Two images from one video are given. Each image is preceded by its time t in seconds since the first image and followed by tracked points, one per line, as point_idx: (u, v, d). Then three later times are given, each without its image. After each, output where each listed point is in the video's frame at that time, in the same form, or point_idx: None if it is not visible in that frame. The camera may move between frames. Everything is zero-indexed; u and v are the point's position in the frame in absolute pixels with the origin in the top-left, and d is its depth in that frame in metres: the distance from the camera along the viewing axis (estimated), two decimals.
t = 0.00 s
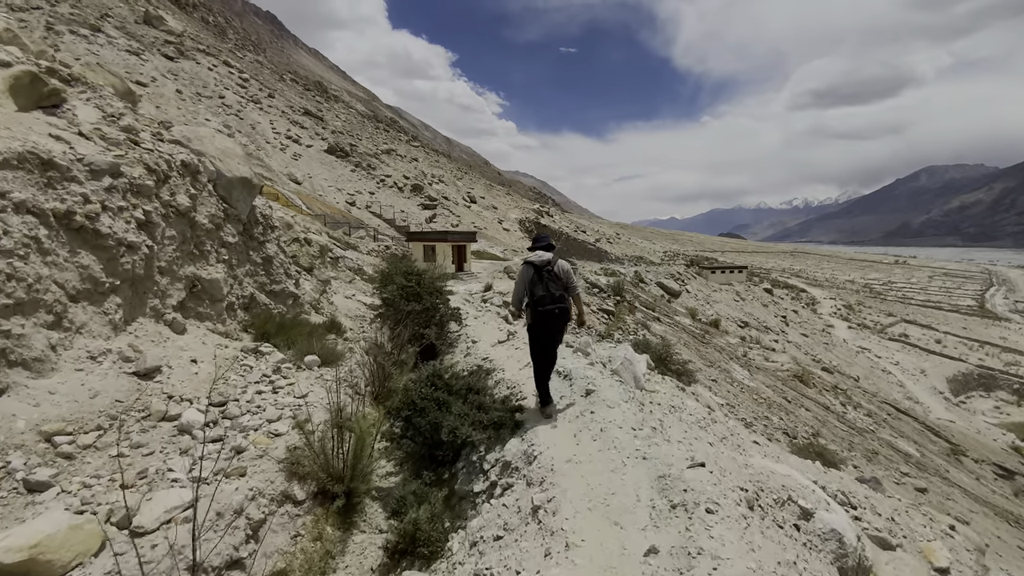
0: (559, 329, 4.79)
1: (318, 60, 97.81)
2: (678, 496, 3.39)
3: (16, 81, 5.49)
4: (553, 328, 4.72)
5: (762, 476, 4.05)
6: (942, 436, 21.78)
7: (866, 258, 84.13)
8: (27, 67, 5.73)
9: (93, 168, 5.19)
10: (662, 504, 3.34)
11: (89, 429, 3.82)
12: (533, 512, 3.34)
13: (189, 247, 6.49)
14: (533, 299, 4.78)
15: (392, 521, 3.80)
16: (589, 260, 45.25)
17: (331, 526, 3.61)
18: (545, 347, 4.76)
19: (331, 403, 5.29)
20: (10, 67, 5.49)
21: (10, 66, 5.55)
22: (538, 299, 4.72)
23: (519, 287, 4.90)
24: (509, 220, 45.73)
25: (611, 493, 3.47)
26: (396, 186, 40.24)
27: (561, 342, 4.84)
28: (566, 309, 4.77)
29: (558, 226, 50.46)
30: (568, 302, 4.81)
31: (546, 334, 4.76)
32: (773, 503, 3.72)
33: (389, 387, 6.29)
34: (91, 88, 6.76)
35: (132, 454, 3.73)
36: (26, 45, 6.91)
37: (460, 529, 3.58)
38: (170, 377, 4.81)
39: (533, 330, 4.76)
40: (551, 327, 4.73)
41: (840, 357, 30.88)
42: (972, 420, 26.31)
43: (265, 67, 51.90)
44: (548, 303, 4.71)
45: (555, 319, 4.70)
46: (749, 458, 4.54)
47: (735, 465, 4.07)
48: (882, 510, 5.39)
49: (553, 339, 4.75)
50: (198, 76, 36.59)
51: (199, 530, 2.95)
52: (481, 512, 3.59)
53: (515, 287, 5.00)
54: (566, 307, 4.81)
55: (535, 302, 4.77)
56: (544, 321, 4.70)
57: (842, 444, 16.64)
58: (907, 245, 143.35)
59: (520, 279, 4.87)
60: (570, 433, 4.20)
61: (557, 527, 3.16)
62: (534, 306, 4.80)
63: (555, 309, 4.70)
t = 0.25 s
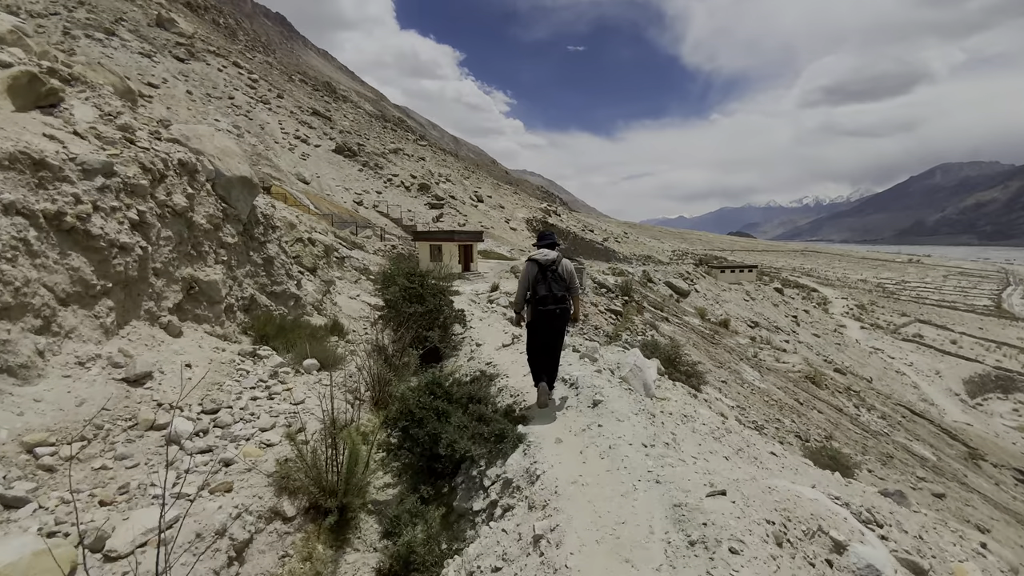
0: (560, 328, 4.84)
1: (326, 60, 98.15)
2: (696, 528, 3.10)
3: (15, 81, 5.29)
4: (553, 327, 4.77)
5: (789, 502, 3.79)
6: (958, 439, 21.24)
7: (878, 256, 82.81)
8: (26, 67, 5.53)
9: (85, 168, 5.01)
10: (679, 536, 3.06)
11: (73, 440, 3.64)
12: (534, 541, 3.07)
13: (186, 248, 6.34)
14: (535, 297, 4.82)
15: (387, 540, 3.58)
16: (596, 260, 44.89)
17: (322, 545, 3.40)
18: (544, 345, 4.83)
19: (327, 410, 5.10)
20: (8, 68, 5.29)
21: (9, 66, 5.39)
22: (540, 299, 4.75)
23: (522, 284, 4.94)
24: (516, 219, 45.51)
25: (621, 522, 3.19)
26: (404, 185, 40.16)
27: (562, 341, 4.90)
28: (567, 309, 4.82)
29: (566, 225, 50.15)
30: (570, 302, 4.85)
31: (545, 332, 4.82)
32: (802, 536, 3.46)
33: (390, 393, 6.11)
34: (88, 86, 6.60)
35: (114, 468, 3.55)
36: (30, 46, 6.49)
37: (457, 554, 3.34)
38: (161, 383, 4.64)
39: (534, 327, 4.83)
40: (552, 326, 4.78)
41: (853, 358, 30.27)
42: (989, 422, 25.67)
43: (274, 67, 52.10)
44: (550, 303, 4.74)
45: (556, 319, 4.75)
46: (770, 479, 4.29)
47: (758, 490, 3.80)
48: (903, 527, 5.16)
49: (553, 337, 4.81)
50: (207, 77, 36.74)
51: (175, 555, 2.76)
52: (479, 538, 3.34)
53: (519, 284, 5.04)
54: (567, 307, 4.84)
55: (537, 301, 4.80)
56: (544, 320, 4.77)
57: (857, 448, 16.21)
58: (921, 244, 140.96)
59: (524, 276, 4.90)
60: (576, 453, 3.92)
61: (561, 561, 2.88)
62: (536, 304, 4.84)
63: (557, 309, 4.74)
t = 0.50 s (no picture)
0: (563, 323, 4.81)
1: (337, 58, 98.51)
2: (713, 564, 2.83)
3: (6, 72, 5.20)
4: (556, 322, 4.75)
5: (819, 530, 3.52)
6: (976, 443, 20.65)
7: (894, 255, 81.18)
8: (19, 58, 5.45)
9: (76, 161, 4.94)
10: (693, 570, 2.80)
11: (53, 444, 3.48)
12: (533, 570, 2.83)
13: (184, 244, 6.20)
14: (538, 292, 4.78)
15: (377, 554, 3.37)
16: (605, 258, 44.49)
17: (312, 558, 3.21)
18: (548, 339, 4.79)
19: (325, 412, 4.93)
20: None
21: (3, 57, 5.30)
22: (543, 293, 4.72)
23: (525, 279, 4.90)
24: (525, 217, 45.25)
25: (628, 552, 2.94)
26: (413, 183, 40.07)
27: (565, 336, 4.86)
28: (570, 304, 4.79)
29: (575, 223, 49.76)
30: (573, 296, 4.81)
31: (548, 326, 4.79)
32: (834, 569, 3.20)
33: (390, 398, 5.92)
34: (86, 79, 6.50)
35: (96, 475, 3.42)
36: (27, 38, 6.41)
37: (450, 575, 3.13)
38: (152, 384, 4.48)
39: (536, 321, 4.80)
40: (556, 321, 4.75)
41: (867, 358, 29.62)
42: (1008, 426, 24.96)
43: (285, 65, 52.35)
44: (554, 298, 4.71)
45: (559, 314, 4.72)
46: (792, 498, 4.05)
47: (782, 516, 3.55)
48: (928, 543, 4.89)
49: (556, 332, 4.77)
50: (220, 76, 36.97)
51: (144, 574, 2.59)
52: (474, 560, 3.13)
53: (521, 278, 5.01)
54: (570, 302, 4.81)
55: (540, 296, 4.76)
56: (547, 315, 4.74)
57: (872, 451, 15.79)
58: (938, 243, 138.06)
59: (526, 270, 4.86)
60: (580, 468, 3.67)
61: None
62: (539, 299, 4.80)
63: (560, 304, 4.72)
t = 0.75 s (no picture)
0: (562, 330, 4.75)
1: (348, 57, 98.77)
2: None
3: None
4: (555, 330, 4.69)
5: (854, 561, 3.22)
6: (994, 447, 20.09)
7: (910, 254, 79.56)
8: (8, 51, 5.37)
9: (65, 158, 4.82)
10: None
11: (29, 456, 3.34)
12: None
13: (180, 244, 6.05)
14: (535, 299, 4.72)
15: None
16: (614, 256, 44.10)
17: None
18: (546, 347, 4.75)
19: (321, 420, 4.76)
20: None
21: None
22: (540, 301, 4.66)
23: (522, 286, 4.81)
24: (533, 215, 44.96)
25: None
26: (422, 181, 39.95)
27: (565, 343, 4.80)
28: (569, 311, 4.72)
29: (584, 221, 49.35)
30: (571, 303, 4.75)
31: (547, 334, 4.74)
32: None
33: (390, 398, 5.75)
34: (82, 75, 6.40)
35: (72, 489, 3.28)
36: (21, 32, 6.32)
37: None
38: (140, 389, 4.35)
39: (535, 329, 4.74)
40: (554, 328, 4.70)
41: (882, 359, 28.99)
42: None
43: (296, 64, 52.53)
44: (551, 306, 4.65)
45: (557, 322, 4.65)
46: (815, 516, 3.88)
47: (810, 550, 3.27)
48: (957, 563, 4.62)
49: (555, 340, 4.73)
50: (231, 75, 37.10)
51: None
52: None
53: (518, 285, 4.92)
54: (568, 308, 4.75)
55: (538, 303, 4.71)
56: (545, 322, 4.67)
57: (887, 455, 15.40)
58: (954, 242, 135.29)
59: (523, 277, 4.77)
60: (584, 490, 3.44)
61: None
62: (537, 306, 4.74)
63: (557, 312, 4.65)
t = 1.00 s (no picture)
0: (560, 327, 4.89)
1: (358, 57, 99.18)
2: None
3: None
4: (552, 327, 4.84)
5: None
6: (1017, 453, 19.47)
7: (926, 253, 77.87)
8: (6, 50, 5.26)
9: (58, 158, 4.71)
10: None
11: (11, 467, 3.22)
12: None
13: (179, 245, 5.94)
14: (533, 297, 4.89)
15: None
16: (624, 255, 43.68)
17: None
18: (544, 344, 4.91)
19: (317, 428, 4.61)
20: None
21: None
22: (537, 299, 4.82)
23: (521, 285, 5.00)
24: (542, 214, 44.70)
25: None
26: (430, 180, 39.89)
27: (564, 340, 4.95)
28: (566, 308, 4.85)
29: (593, 220, 48.97)
30: (568, 300, 4.88)
31: (545, 332, 4.89)
32: None
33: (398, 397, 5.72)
34: (82, 75, 6.30)
35: (53, 503, 3.16)
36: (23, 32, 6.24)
37: None
38: (132, 395, 4.23)
39: (534, 327, 4.90)
40: (550, 326, 4.85)
41: (898, 361, 28.33)
42: None
43: (306, 65, 52.80)
44: (547, 303, 4.81)
45: (553, 319, 4.81)
46: (841, 540, 3.74)
47: None
48: None
49: (552, 337, 4.87)
50: (242, 76, 37.36)
51: None
52: None
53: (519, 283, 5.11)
54: (565, 306, 4.88)
55: (535, 301, 4.87)
56: (542, 320, 4.82)
57: (905, 460, 14.97)
58: (973, 241, 132.36)
59: (522, 276, 4.95)
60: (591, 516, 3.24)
61: None
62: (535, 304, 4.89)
63: (553, 309, 4.79)
